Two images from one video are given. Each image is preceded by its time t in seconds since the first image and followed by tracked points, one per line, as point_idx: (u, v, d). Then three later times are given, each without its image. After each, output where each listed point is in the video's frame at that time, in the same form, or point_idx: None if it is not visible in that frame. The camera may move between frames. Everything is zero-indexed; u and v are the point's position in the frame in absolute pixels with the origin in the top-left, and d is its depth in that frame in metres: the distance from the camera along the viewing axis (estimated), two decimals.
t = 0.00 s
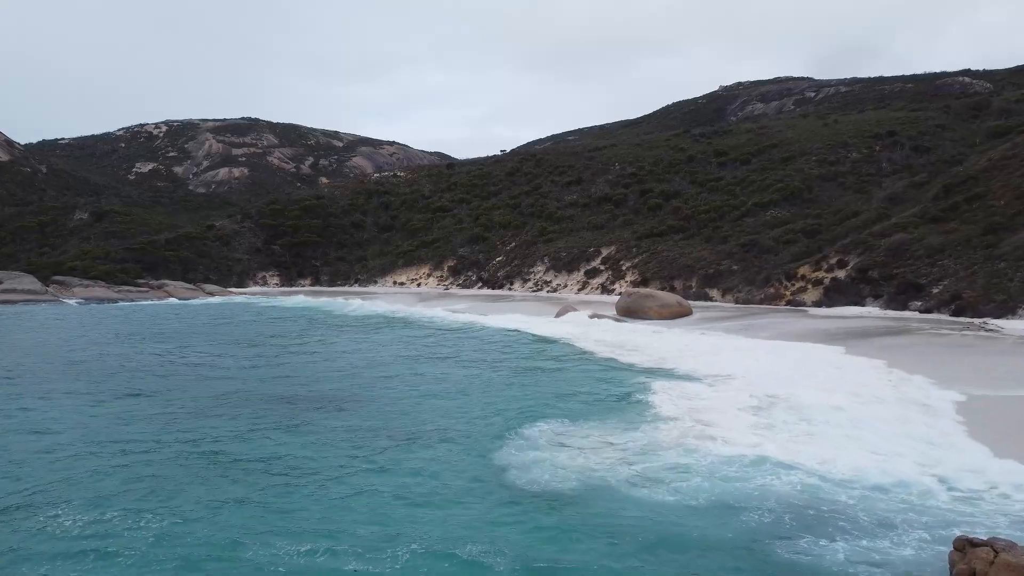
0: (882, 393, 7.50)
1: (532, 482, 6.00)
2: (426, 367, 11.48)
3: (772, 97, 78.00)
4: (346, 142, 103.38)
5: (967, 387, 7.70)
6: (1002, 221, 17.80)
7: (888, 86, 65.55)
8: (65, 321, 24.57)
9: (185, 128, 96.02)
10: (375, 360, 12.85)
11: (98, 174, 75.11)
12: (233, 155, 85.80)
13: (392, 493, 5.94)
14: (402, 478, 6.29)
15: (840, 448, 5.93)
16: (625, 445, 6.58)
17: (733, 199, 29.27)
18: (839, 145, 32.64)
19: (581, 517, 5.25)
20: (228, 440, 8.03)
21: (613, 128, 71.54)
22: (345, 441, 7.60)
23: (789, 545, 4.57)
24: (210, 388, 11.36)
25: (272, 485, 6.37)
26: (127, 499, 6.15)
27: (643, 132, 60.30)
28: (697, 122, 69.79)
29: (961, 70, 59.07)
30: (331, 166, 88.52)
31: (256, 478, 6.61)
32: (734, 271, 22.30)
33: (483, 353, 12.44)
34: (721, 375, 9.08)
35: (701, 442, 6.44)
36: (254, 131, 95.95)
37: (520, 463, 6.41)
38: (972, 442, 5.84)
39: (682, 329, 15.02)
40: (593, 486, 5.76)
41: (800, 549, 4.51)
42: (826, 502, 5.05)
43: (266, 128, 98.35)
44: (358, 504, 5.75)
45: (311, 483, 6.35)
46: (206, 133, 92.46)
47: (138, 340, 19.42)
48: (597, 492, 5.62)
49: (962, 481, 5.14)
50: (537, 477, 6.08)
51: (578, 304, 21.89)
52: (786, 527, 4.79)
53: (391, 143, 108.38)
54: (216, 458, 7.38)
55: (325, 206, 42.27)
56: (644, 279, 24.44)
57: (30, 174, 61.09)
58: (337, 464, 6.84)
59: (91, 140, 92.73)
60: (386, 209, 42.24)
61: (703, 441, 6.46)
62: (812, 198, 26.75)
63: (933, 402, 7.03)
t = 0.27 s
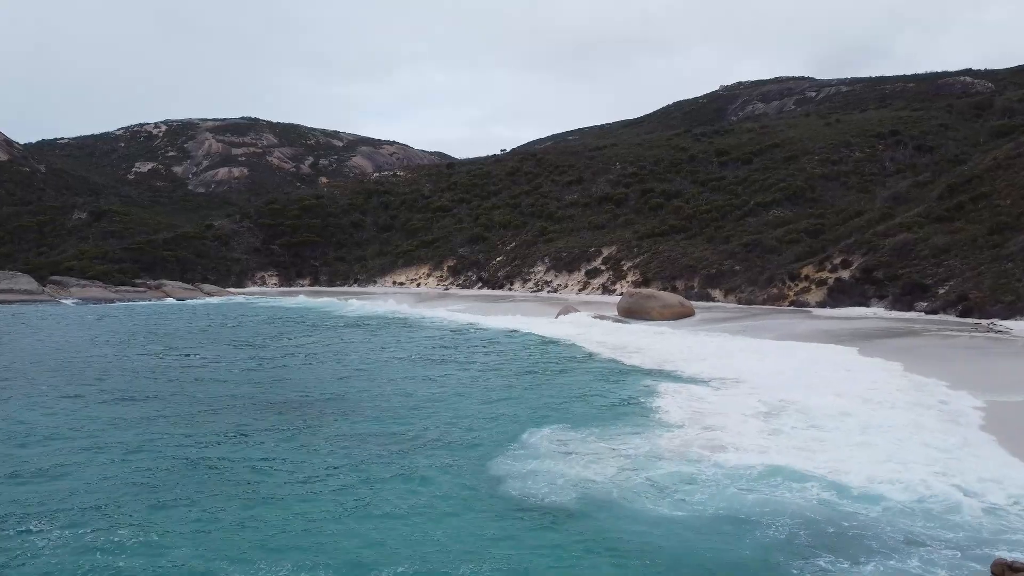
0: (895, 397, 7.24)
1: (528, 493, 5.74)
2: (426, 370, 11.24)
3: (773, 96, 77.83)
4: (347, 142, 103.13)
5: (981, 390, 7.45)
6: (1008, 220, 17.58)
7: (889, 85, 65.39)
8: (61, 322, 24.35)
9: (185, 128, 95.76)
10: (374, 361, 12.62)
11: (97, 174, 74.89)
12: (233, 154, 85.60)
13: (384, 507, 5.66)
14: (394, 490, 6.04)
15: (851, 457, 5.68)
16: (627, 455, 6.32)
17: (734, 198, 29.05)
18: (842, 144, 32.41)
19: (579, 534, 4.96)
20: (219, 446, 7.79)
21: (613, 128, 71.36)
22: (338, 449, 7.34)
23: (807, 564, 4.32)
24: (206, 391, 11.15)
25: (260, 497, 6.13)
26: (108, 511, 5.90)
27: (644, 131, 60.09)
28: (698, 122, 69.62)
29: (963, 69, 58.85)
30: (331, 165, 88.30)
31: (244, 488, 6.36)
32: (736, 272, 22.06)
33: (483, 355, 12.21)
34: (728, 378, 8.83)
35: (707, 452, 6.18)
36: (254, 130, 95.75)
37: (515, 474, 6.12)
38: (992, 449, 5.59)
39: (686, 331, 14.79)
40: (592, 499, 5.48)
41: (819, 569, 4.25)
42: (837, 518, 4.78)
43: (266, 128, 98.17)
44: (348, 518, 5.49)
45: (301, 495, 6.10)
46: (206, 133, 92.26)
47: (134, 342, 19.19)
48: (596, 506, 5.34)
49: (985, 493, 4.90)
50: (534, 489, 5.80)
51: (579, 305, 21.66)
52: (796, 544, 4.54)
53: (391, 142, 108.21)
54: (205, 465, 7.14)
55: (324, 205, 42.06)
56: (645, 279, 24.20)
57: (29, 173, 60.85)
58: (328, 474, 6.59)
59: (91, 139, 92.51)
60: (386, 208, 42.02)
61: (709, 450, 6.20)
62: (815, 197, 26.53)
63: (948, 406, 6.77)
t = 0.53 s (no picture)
0: (909, 402, 6.97)
1: (524, 506, 5.47)
2: (424, 372, 10.98)
3: (774, 96, 77.61)
4: (346, 141, 102.85)
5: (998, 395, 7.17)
6: (1015, 220, 17.34)
7: (891, 85, 65.16)
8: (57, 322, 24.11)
9: (185, 127, 95.51)
10: (372, 363, 12.38)
11: (96, 173, 74.65)
12: (232, 154, 85.38)
13: (373, 520, 5.40)
14: (386, 501, 5.78)
15: (864, 467, 5.41)
16: (628, 464, 6.04)
17: (737, 197, 28.81)
18: (844, 143, 32.17)
19: (577, 552, 4.69)
20: (208, 451, 7.55)
21: (614, 128, 71.11)
22: (329, 456, 7.08)
23: None
24: (200, 393, 10.93)
25: (245, 507, 5.87)
26: (86, 522, 5.67)
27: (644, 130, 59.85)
28: (698, 121, 69.39)
29: (965, 68, 58.65)
30: (331, 165, 88.04)
31: (230, 497, 6.11)
32: (738, 272, 21.81)
33: (483, 357, 11.96)
34: (734, 381, 8.57)
35: (712, 460, 5.92)
36: (254, 130, 95.56)
37: (511, 485, 5.84)
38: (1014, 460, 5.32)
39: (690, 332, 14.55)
40: (591, 513, 5.20)
41: None
42: (848, 536, 4.52)
43: (265, 127, 97.96)
44: (334, 532, 5.23)
45: (288, 505, 5.84)
46: (206, 133, 92.04)
47: (129, 343, 18.96)
48: (595, 522, 5.06)
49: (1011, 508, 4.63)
50: (531, 502, 5.51)
51: (579, 305, 21.43)
52: (806, 563, 4.29)
53: (391, 142, 107.98)
54: (192, 471, 6.90)
55: (323, 205, 41.83)
56: (647, 279, 23.95)
57: (27, 173, 60.61)
58: (317, 483, 6.33)
59: (90, 139, 92.28)
60: (385, 208, 41.78)
61: (715, 459, 5.94)
62: (817, 196, 26.30)
63: (965, 412, 6.51)
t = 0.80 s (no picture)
0: (923, 409, 6.67)
1: (518, 519, 5.14)
2: (423, 375, 10.68)
3: (775, 96, 77.38)
4: (346, 141, 102.59)
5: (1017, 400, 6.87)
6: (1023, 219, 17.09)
7: (892, 84, 64.93)
8: (53, 323, 23.88)
9: (184, 127, 95.28)
10: (370, 366, 12.10)
11: (95, 173, 74.48)
12: (232, 153, 85.18)
13: (359, 534, 5.10)
14: (377, 512, 5.49)
15: (881, 480, 5.12)
16: (631, 474, 5.73)
17: (739, 197, 28.56)
18: (847, 142, 31.91)
19: (575, 569, 4.37)
20: (194, 458, 7.26)
21: (614, 127, 70.89)
22: (319, 465, 6.78)
23: None
24: (193, 397, 10.67)
25: (226, 519, 5.57)
26: (59, 535, 5.39)
27: (645, 130, 59.60)
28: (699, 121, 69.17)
29: (967, 68, 58.43)
30: (331, 165, 87.79)
31: (212, 507, 5.82)
32: (742, 272, 21.57)
33: (483, 360, 11.67)
34: (742, 386, 8.27)
35: (720, 470, 5.61)
36: (253, 129, 95.37)
37: (506, 497, 5.52)
38: None
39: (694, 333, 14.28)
40: (590, 527, 4.88)
41: None
42: (867, 555, 4.23)
43: (265, 127, 97.76)
44: (317, 547, 4.93)
45: (271, 518, 5.54)
46: (205, 132, 91.85)
47: (125, 344, 18.74)
48: (595, 537, 4.73)
49: None
50: (527, 515, 5.17)
51: (580, 305, 21.20)
52: None
53: (391, 142, 107.73)
54: (175, 479, 6.61)
55: (322, 204, 41.61)
56: (648, 279, 23.72)
57: (26, 172, 60.40)
58: (304, 493, 6.03)
59: (89, 139, 92.08)
60: (385, 208, 41.55)
61: (723, 469, 5.63)
62: (821, 196, 26.06)
63: (984, 419, 6.22)
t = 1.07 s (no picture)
0: (939, 416, 6.40)
1: (513, 534, 4.88)
2: (421, 379, 10.42)
3: (775, 95, 77.16)
4: (346, 140, 102.36)
5: None
6: None
7: (894, 84, 64.73)
8: (48, 324, 23.65)
9: (184, 127, 95.05)
10: (367, 369, 11.84)
11: (94, 172, 74.26)
12: (231, 153, 84.94)
13: (345, 550, 4.83)
14: (366, 526, 5.22)
15: (898, 493, 4.85)
16: (633, 485, 5.46)
17: (741, 196, 28.33)
18: (850, 142, 31.69)
19: None
20: (180, 467, 7.00)
21: (614, 127, 70.64)
22: (309, 474, 6.52)
23: None
24: (186, 400, 10.43)
25: (207, 533, 5.31)
26: (32, 551, 5.14)
27: (646, 129, 59.35)
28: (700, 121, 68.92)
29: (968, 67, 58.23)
30: (331, 164, 87.57)
31: (193, 521, 5.56)
32: (744, 272, 21.34)
33: (483, 362, 11.42)
34: (750, 390, 8.01)
35: (727, 481, 5.35)
36: (253, 129, 95.15)
37: (501, 511, 5.25)
38: None
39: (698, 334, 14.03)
40: (589, 543, 4.61)
41: None
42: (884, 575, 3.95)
43: (265, 126, 97.56)
44: (300, 564, 4.68)
45: (254, 532, 5.28)
46: (205, 132, 91.63)
47: (120, 345, 18.52)
48: (593, 554, 4.46)
49: None
50: (522, 531, 4.89)
51: (581, 306, 20.97)
52: None
53: (391, 142, 107.49)
54: (158, 489, 6.35)
55: (322, 204, 41.39)
56: (650, 280, 23.49)
57: (25, 172, 60.18)
58: (290, 505, 5.76)
59: (89, 138, 91.86)
60: (384, 207, 41.31)
61: (730, 480, 5.37)
62: (824, 195, 25.83)
63: (1003, 428, 5.96)
